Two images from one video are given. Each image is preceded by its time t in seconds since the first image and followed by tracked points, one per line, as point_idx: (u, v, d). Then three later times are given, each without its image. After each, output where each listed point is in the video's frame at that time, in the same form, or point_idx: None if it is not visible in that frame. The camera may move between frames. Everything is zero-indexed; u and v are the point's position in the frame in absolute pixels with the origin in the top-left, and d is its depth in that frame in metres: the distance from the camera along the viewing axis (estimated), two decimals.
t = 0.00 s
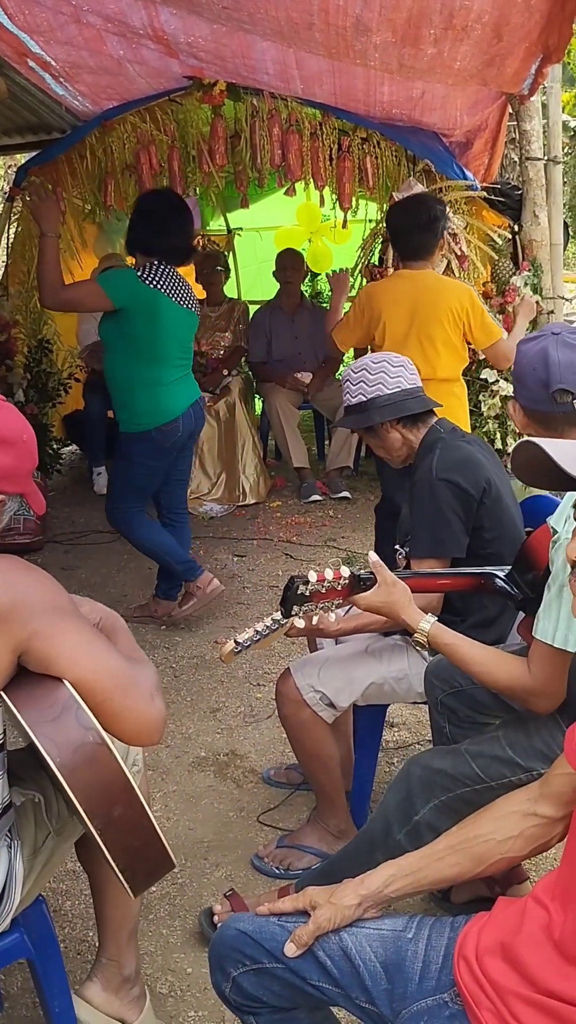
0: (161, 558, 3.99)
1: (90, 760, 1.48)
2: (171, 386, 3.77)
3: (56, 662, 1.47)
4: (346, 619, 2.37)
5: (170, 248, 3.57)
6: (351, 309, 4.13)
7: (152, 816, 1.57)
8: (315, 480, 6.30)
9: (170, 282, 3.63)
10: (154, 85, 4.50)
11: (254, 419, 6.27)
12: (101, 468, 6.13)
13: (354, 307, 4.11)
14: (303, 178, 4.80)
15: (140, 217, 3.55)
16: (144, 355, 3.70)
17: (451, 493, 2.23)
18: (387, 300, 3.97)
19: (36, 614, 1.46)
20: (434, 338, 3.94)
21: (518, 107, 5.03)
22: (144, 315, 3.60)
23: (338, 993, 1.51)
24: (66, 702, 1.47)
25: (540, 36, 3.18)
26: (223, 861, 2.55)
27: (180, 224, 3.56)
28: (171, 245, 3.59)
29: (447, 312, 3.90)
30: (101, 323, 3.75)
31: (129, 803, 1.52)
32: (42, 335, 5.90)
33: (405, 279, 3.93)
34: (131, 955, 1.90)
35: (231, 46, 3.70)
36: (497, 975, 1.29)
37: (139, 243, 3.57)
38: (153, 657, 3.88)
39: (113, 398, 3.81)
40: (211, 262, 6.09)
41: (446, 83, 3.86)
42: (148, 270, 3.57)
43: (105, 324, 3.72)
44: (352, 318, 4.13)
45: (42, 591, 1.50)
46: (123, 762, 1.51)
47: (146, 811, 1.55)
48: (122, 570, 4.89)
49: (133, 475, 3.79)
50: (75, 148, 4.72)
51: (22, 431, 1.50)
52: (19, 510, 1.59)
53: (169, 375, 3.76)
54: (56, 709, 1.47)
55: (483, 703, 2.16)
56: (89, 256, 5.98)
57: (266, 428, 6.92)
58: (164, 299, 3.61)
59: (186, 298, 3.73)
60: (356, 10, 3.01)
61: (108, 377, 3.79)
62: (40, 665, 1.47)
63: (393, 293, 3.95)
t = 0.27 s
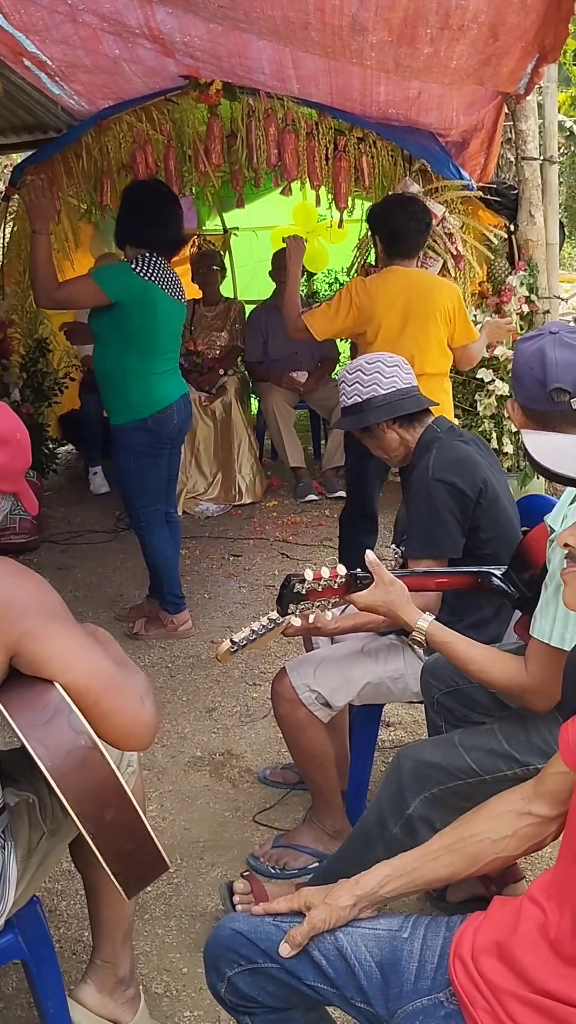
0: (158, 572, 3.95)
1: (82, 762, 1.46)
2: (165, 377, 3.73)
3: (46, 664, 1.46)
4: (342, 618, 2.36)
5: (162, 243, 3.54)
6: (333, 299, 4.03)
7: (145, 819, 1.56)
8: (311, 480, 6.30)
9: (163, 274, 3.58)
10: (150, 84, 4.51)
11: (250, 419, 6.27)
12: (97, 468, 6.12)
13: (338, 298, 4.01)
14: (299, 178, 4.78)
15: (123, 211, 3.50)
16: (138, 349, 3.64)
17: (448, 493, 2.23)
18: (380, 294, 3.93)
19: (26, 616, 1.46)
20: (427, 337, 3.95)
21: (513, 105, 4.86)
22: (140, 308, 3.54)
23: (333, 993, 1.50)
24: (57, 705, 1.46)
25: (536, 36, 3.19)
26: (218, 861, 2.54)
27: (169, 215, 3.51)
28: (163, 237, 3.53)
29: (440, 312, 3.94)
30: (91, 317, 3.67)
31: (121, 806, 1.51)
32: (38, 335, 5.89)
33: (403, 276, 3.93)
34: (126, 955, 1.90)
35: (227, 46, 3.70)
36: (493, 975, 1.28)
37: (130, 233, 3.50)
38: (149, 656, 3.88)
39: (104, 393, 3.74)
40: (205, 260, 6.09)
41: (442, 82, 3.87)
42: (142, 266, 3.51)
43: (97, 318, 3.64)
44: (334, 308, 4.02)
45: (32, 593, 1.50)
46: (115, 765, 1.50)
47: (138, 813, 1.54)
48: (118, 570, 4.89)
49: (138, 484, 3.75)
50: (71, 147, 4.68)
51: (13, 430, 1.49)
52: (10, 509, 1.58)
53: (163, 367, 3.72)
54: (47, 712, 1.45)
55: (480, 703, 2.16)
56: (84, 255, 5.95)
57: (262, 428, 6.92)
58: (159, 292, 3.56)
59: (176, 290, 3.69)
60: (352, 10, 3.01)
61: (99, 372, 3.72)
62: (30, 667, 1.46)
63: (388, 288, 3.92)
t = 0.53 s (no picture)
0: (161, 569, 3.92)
1: (80, 760, 1.46)
2: (159, 376, 3.72)
3: (43, 664, 1.46)
4: (339, 618, 2.36)
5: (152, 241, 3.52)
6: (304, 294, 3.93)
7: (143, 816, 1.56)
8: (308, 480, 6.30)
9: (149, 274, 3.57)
10: (146, 83, 4.51)
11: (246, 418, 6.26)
12: (94, 468, 6.12)
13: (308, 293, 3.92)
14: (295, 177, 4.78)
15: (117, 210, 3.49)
16: (130, 349, 3.62)
17: (444, 492, 2.23)
18: (352, 291, 3.88)
19: (21, 615, 1.46)
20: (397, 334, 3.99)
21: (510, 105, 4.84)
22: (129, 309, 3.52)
23: (330, 993, 1.50)
24: (54, 704, 1.45)
25: (532, 36, 3.19)
26: (215, 861, 2.54)
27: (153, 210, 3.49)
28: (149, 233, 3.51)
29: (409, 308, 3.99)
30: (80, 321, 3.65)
31: (118, 806, 1.51)
32: (35, 334, 5.88)
33: (376, 276, 3.91)
34: (123, 956, 1.89)
35: (223, 45, 3.71)
36: (490, 975, 1.28)
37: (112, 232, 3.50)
38: (145, 657, 3.87)
39: (100, 396, 3.73)
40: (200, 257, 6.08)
41: (438, 82, 3.87)
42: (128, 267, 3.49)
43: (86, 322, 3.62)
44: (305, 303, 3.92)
45: (26, 595, 1.50)
46: (114, 763, 1.50)
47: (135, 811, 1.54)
48: (115, 570, 4.88)
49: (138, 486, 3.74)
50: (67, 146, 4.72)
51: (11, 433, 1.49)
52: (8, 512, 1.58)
53: (157, 366, 3.71)
54: (44, 711, 1.44)
55: (477, 703, 2.16)
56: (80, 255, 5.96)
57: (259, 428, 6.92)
58: (146, 290, 3.54)
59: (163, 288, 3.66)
60: (348, 9, 3.01)
61: (93, 376, 3.70)
62: (27, 667, 1.46)
63: (361, 285, 3.88)
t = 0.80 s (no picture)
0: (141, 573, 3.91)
1: (81, 761, 1.46)
2: (150, 384, 3.74)
3: (44, 663, 1.46)
4: (338, 617, 2.36)
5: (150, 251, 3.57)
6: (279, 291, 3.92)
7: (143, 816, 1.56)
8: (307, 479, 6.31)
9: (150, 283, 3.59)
10: (145, 82, 4.50)
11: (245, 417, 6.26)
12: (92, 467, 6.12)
13: (284, 290, 3.92)
14: (294, 177, 4.77)
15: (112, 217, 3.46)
16: (126, 354, 3.63)
17: (443, 491, 2.23)
18: (327, 285, 3.88)
19: (22, 615, 1.46)
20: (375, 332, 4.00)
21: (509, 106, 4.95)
22: (131, 315, 3.53)
23: (330, 993, 1.51)
24: (55, 705, 1.45)
25: (531, 36, 3.19)
26: (214, 860, 2.55)
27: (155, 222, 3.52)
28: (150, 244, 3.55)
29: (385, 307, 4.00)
30: (80, 323, 3.65)
31: (118, 806, 1.51)
32: (33, 334, 5.87)
33: (351, 271, 3.92)
34: (122, 956, 1.90)
35: (222, 45, 3.71)
36: (490, 974, 1.29)
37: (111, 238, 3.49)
38: (144, 656, 3.88)
39: (91, 398, 3.71)
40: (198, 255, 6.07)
41: (437, 81, 3.87)
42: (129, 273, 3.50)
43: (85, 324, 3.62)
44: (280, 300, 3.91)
45: (27, 596, 1.50)
46: (114, 763, 1.50)
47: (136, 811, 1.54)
48: (114, 569, 4.88)
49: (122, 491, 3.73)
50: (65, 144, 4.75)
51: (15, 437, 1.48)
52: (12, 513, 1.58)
53: (149, 374, 3.73)
54: (46, 711, 1.44)
55: (476, 701, 2.16)
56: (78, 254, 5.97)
57: (258, 427, 6.92)
58: (147, 299, 3.56)
59: (163, 295, 3.68)
60: (347, 9, 3.01)
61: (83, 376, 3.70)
62: (28, 667, 1.46)
63: (337, 280, 3.88)
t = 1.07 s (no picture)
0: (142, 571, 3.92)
1: (81, 749, 1.46)
2: (141, 376, 3.73)
3: (48, 650, 1.47)
4: (337, 612, 2.37)
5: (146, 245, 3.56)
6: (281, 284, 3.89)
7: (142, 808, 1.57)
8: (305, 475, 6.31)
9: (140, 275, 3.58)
10: (143, 78, 4.49)
11: (244, 413, 6.26)
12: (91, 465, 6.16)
13: (286, 283, 3.89)
14: (293, 172, 4.74)
15: (104, 208, 3.48)
16: (114, 346, 3.63)
17: (443, 485, 2.23)
18: (329, 280, 3.88)
19: (26, 602, 1.45)
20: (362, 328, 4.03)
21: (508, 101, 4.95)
22: (118, 306, 3.53)
23: (330, 987, 1.51)
24: (58, 692, 1.45)
25: (530, 31, 3.19)
26: (214, 855, 2.55)
27: (150, 215, 3.51)
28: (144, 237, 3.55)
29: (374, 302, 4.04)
30: (66, 315, 3.64)
31: (117, 797, 1.51)
32: (31, 329, 5.86)
33: (349, 267, 3.94)
34: (122, 952, 1.90)
35: (221, 40, 3.70)
36: (490, 971, 1.29)
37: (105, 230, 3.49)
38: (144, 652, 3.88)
39: (80, 392, 3.71)
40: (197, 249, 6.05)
41: (435, 76, 3.86)
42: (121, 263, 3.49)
43: (71, 315, 3.62)
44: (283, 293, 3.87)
45: (33, 582, 1.49)
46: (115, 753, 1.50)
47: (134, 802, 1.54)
48: (113, 566, 4.88)
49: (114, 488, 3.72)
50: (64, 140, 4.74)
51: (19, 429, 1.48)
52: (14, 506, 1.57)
53: (139, 367, 3.72)
54: (48, 698, 1.44)
55: (475, 697, 2.17)
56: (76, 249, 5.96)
57: (257, 423, 6.91)
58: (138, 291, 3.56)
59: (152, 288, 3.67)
60: (346, 4, 3.01)
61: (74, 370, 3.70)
62: (32, 653, 1.47)
63: (337, 275, 3.89)
